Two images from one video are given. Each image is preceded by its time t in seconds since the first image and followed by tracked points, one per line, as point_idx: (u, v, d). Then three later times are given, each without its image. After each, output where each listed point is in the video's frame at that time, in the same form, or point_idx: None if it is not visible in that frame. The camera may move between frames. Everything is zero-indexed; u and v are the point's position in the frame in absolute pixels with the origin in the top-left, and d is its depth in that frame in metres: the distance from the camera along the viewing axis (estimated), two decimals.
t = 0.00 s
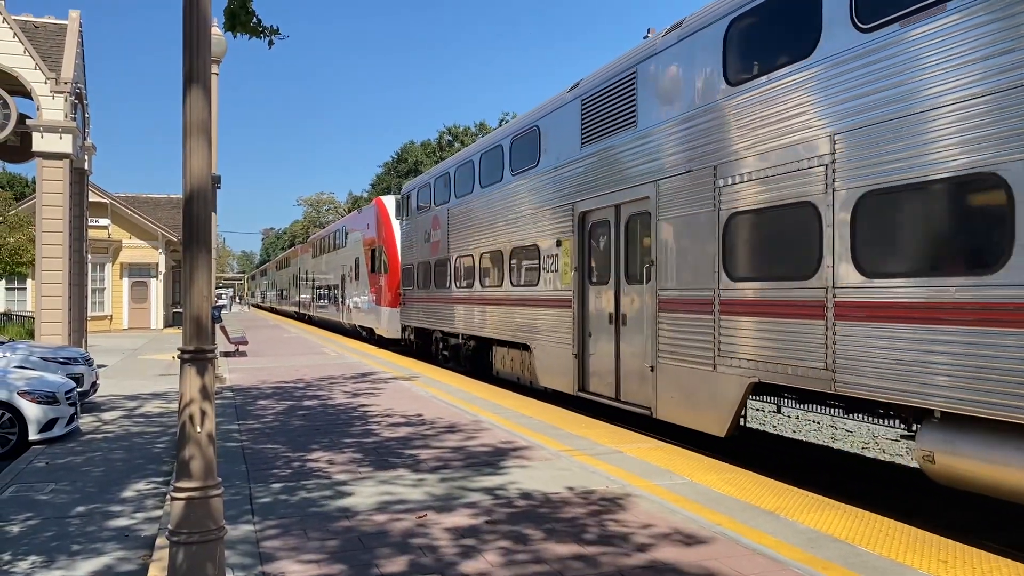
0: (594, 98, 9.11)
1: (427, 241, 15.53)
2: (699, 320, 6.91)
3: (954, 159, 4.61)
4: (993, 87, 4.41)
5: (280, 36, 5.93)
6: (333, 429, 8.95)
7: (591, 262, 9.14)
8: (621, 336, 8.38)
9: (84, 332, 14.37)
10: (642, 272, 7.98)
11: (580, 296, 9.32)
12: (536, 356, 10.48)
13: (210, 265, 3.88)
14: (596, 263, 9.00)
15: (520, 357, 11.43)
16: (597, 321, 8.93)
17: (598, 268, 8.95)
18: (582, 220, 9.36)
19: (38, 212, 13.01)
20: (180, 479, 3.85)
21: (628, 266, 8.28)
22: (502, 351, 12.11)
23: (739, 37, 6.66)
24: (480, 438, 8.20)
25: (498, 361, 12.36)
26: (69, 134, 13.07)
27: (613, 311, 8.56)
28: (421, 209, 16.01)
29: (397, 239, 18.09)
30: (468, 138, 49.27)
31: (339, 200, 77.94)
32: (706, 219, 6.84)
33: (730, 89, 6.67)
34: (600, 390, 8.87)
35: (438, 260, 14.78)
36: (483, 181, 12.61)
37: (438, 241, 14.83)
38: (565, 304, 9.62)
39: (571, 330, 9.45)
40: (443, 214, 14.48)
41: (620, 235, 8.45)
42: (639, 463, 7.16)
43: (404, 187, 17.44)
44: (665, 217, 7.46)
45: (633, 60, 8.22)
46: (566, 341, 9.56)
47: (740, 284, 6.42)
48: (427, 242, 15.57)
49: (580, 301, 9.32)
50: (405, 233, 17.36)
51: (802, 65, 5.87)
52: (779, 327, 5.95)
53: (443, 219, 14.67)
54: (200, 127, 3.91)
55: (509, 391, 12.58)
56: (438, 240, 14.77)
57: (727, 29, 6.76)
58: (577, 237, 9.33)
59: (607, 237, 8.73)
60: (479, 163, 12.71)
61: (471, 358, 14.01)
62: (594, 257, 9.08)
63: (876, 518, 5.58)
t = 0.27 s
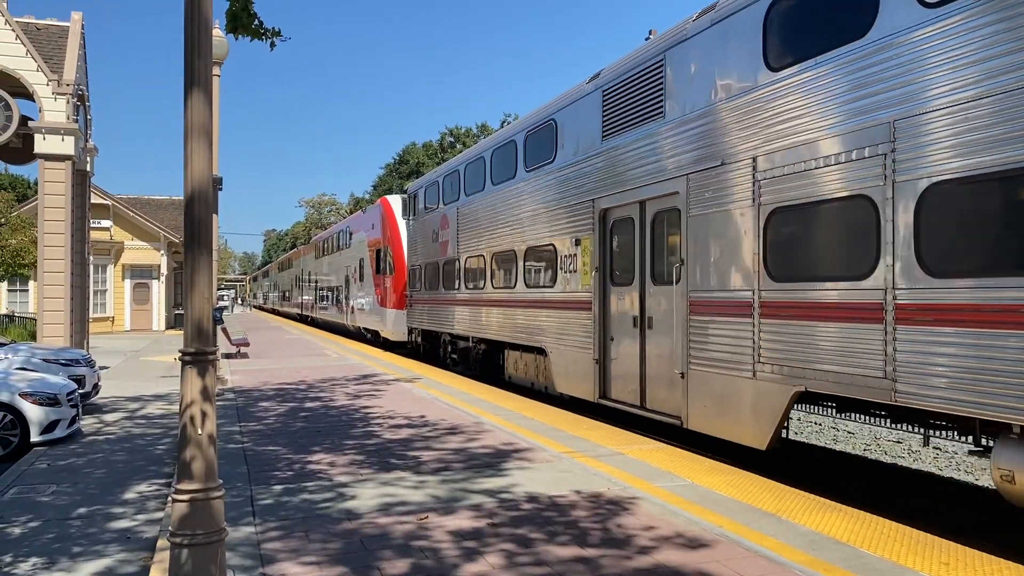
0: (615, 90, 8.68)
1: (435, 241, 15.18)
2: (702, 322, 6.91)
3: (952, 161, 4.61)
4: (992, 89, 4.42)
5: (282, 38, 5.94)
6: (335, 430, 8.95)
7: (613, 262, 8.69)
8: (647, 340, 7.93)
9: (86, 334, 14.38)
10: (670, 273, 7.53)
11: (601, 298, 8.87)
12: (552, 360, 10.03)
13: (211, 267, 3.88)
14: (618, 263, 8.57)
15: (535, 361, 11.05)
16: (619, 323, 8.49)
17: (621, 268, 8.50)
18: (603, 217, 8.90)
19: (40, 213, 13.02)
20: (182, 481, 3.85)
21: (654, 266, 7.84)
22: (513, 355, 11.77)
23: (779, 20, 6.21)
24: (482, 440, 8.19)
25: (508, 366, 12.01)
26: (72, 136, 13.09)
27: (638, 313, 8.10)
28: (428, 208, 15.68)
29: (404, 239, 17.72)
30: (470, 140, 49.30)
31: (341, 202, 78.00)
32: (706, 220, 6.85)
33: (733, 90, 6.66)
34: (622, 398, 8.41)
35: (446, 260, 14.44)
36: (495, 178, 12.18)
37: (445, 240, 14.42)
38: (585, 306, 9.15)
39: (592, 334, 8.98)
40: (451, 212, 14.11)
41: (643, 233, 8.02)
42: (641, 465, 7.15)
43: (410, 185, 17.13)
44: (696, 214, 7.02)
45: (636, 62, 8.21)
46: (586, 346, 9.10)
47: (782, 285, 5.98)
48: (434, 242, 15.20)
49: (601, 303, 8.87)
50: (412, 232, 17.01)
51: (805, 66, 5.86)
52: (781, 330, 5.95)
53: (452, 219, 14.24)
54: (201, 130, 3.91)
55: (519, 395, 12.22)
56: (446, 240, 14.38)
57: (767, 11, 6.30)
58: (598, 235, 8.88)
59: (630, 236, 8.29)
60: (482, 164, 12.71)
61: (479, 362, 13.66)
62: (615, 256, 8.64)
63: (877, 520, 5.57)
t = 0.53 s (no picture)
0: (635, 80, 8.24)
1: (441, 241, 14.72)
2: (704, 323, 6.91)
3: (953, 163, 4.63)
4: (991, 90, 4.42)
5: (283, 40, 5.95)
6: (334, 432, 8.94)
7: (635, 261, 8.20)
8: (673, 345, 7.42)
9: (85, 335, 14.38)
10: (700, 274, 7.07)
11: (623, 299, 8.34)
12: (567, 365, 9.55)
13: (210, 268, 3.88)
14: (640, 263, 8.11)
15: (547, 365, 10.56)
16: (642, 327, 8.01)
17: (644, 268, 8.00)
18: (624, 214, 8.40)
19: (40, 214, 13.02)
20: (180, 481, 3.85)
21: (682, 266, 7.35)
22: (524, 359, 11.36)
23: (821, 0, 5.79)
24: (481, 441, 8.19)
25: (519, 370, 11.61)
26: (71, 137, 13.09)
27: (664, 316, 7.59)
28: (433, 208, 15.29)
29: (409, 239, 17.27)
30: (470, 141, 49.30)
31: (341, 203, 78.00)
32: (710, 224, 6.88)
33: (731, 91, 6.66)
34: (646, 406, 7.90)
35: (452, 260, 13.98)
36: (505, 175, 11.72)
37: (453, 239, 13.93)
38: (606, 307, 8.62)
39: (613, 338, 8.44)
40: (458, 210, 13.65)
41: (670, 230, 7.54)
42: (640, 466, 7.16)
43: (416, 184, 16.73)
44: (731, 209, 6.53)
45: (635, 63, 8.20)
46: (606, 350, 8.57)
47: (833, 284, 5.48)
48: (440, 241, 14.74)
49: (624, 305, 8.34)
50: (418, 232, 16.58)
51: (804, 67, 5.87)
52: (779, 331, 5.96)
53: (460, 217, 13.75)
54: (200, 132, 3.92)
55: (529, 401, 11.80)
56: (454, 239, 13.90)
57: None
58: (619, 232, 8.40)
59: (654, 234, 7.82)
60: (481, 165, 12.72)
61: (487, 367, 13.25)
62: (636, 255, 8.18)
63: (876, 522, 5.57)
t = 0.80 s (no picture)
0: (653, 73, 7.82)
1: (448, 240, 14.34)
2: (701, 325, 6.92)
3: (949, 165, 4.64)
4: (989, 93, 4.42)
5: (284, 41, 5.95)
6: (333, 433, 8.93)
7: (659, 260, 7.75)
8: (703, 349, 6.99)
9: (83, 336, 14.36)
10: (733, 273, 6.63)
11: (646, 300, 7.87)
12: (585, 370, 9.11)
13: (208, 270, 3.88)
14: (664, 261, 7.67)
15: (563, 370, 10.11)
16: (667, 330, 7.56)
17: (670, 268, 7.54)
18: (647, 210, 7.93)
19: (38, 216, 13.01)
20: (179, 483, 3.85)
21: (712, 266, 6.91)
22: (537, 362, 10.93)
23: None
24: (480, 443, 8.18)
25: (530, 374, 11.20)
26: (70, 139, 13.08)
27: (691, 318, 7.15)
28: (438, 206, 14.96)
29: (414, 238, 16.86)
30: (468, 142, 49.28)
31: (339, 204, 77.96)
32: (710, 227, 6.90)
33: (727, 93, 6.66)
34: (673, 414, 7.46)
35: (459, 260, 13.61)
36: (517, 171, 11.27)
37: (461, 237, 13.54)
38: (628, 309, 8.14)
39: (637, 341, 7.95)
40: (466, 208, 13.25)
41: (699, 227, 7.09)
42: (639, 468, 7.16)
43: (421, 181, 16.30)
44: (768, 203, 6.09)
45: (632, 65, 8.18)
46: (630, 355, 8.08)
47: (891, 284, 5.00)
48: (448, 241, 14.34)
49: (646, 307, 7.87)
50: (423, 231, 16.15)
51: (801, 70, 5.87)
52: (776, 334, 5.97)
53: (468, 215, 13.32)
54: (199, 134, 3.91)
55: (540, 407, 11.41)
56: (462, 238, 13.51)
57: None
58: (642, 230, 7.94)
59: (680, 231, 7.38)
60: (480, 167, 12.73)
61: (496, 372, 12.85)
62: (660, 254, 7.73)
63: (874, 523, 5.57)
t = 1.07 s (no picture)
0: (677, 62, 7.37)
1: (452, 239, 13.94)
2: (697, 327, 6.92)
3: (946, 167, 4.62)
4: (987, 95, 4.40)
5: (282, 42, 5.94)
6: (330, 435, 8.92)
7: (685, 259, 7.27)
8: (736, 355, 6.50)
9: (79, 337, 14.33)
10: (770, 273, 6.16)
11: (671, 302, 7.38)
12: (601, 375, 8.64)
13: (205, 273, 3.87)
14: (690, 260, 7.20)
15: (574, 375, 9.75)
16: (695, 335, 7.07)
17: (698, 267, 7.06)
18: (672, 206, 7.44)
19: (34, 217, 12.97)
20: (175, 487, 3.84)
21: (747, 265, 6.45)
22: (548, 365, 10.43)
23: None
24: (478, 445, 8.18)
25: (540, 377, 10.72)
26: (66, 140, 13.06)
27: (723, 321, 6.68)
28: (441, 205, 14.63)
29: (416, 238, 16.48)
30: (466, 143, 49.27)
31: (336, 205, 77.90)
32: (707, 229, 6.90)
33: (727, 94, 6.64)
34: (701, 423, 6.98)
35: (464, 259, 13.25)
36: (526, 168, 10.83)
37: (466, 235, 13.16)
38: (650, 311, 7.65)
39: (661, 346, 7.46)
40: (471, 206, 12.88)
41: (732, 224, 6.61)
42: (636, 470, 7.15)
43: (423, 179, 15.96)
44: (812, 196, 5.62)
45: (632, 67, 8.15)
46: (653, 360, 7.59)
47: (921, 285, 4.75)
48: (452, 240, 13.94)
49: (671, 308, 7.38)
50: (426, 230, 15.80)
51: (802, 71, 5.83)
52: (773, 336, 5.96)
53: (474, 214, 12.93)
54: (196, 136, 3.91)
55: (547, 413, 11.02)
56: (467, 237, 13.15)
57: None
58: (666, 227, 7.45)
59: (710, 228, 6.90)
60: (488, 163, 12.28)
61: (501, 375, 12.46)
62: (686, 253, 7.25)
63: (872, 525, 5.57)
